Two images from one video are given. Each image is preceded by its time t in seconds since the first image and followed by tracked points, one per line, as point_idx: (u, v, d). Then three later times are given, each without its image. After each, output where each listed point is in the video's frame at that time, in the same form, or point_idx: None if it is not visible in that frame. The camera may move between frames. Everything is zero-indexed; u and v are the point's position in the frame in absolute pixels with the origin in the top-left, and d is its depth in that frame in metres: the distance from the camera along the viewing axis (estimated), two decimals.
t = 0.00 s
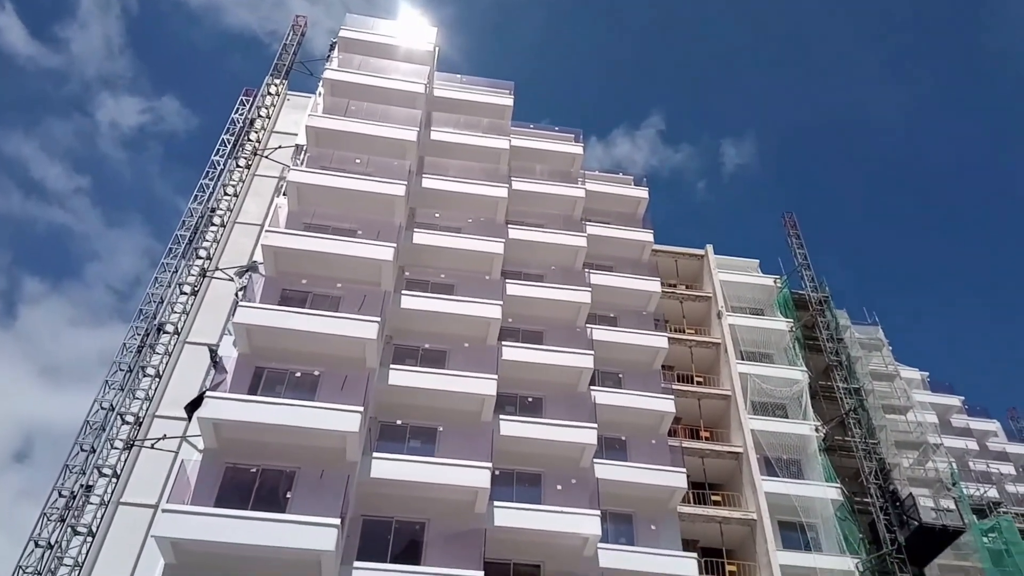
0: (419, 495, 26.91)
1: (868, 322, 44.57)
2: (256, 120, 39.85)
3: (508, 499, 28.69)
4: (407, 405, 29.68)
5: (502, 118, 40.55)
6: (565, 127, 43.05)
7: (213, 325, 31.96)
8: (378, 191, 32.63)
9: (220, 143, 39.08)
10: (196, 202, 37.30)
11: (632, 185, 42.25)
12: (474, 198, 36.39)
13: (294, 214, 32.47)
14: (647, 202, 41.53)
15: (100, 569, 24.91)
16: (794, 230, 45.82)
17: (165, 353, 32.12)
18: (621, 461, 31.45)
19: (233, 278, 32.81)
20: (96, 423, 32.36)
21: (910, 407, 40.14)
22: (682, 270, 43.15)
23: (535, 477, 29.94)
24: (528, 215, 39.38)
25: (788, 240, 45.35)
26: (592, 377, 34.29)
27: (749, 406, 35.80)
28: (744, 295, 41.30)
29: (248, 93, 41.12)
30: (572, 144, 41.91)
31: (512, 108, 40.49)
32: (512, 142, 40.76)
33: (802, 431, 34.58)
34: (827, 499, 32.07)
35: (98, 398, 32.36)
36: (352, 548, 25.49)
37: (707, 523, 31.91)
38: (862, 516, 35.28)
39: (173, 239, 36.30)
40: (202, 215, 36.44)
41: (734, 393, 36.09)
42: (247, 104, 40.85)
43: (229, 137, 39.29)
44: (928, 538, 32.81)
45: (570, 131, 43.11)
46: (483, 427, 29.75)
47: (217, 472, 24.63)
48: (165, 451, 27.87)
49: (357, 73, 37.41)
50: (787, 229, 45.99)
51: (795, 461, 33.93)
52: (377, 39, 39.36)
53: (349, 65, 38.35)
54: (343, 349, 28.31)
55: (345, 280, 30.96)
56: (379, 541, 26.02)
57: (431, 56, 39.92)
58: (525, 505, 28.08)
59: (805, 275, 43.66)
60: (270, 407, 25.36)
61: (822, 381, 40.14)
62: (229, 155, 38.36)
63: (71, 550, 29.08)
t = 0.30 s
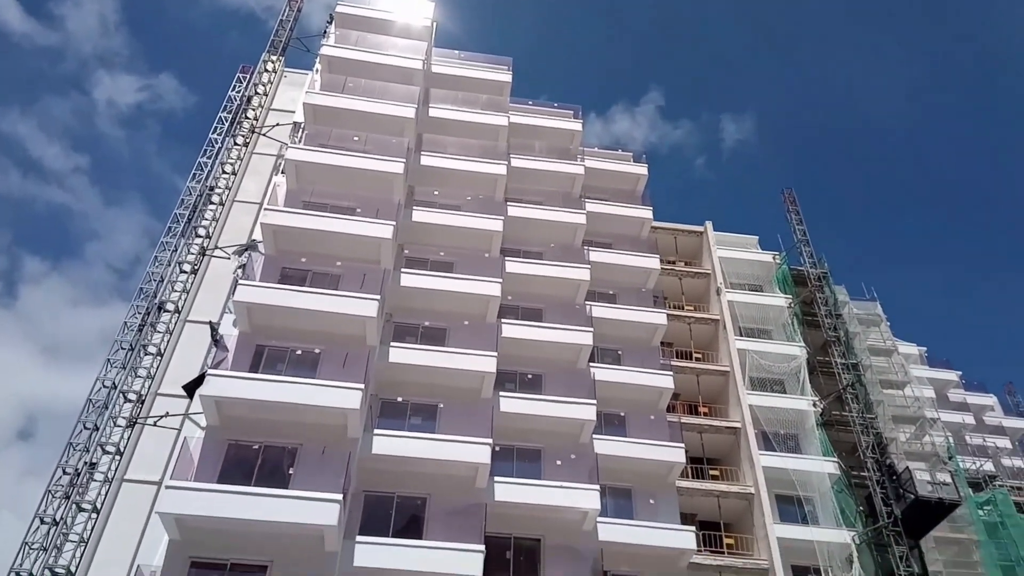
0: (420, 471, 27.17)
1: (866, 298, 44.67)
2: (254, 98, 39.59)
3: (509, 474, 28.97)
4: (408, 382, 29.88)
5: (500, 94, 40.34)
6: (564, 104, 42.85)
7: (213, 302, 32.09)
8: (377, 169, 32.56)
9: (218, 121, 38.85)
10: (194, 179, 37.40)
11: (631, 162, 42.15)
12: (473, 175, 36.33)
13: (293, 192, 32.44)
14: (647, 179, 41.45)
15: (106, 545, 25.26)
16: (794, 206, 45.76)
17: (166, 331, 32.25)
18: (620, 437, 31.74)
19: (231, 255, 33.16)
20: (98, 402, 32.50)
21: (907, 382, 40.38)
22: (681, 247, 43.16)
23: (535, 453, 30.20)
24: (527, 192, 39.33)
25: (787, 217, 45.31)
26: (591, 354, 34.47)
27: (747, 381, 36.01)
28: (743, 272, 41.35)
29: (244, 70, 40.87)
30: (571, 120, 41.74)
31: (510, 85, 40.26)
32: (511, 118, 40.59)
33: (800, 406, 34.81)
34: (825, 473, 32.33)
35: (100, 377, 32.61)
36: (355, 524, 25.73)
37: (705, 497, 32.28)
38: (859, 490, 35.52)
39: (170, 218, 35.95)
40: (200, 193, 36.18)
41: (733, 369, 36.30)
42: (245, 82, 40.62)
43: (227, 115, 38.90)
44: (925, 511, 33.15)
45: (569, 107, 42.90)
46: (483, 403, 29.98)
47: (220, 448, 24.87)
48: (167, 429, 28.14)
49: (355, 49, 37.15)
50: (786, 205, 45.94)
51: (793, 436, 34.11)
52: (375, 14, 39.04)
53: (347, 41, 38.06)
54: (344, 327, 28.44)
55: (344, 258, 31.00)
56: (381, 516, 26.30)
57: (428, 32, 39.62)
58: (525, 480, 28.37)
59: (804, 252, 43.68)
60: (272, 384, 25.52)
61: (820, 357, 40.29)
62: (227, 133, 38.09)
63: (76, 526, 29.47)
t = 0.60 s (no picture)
0: (421, 448, 27.38)
1: (867, 275, 44.63)
2: (251, 76, 39.44)
3: (509, 450, 29.17)
4: (408, 360, 30.02)
5: (499, 71, 40.08)
6: (564, 81, 42.59)
7: (213, 283, 31.83)
8: (376, 147, 32.47)
9: (217, 100, 38.97)
10: (193, 158, 37.52)
11: (631, 139, 41.95)
12: (472, 153, 36.20)
13: (292, 170, 32.37)
14: (647, 156, 41.28)
15: (112, 521, 25.54)
16: (795, 183, 45.60)
17: (169, 310, 32.95)
18: (620, 413, 31.92)
19: (232, 234, 33.06)
20: (102, 380, 32.88)
21: (907, 359, 40.41)
22: (682, 225, 43.10)
23: (536, 430, 30.37)
24: (527, 170, 39.20)
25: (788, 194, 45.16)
26: (591, 331, 34.55)
27: (747, 358, 36.10)
28: (743, 249, 41.30)
29: (242, 48, 40.64)
30: (571, 97, 41.50)
31: (510, 62, 39.98)
32: (511, 96, 40.37)
33: (800, 383, 34.94)
34: (824, 449, 32.57)
35: (104, 356, 33.47)
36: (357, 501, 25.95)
37: (704, 473, 32.54)
38: (858, 466, 35.78)
39: (170, 198, 36.39)
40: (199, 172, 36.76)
41: (733, 346, 36.38)
42: (242, 60, 40.43)
43: (225, 93, 39.29)
44: (924, 486, 33.28)
45: (569, 84, 42.64)
46: (484, 381, 30.10)
47: (222, 425, 25.07)
48: (170, 407, 28.37)
49: (353, 26, 36.87)
50: (788, 182, 45.77)
51: (793, 412, 34.29)
52: None
53: (344, 18, 37.77)
54: (345, 306, 28.51)
55: (344, 237, 30.99)
56: (382, 492, 26.54)
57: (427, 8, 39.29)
58: (526, 457, 28.57)
59: (805, 229, 43.57)
60: (273, 363, 25.64)
61: (820, 334, 40.28)
62: (224, 113, 38.24)
63: (81, 502, 30.03)
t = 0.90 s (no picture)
0: (422, 425, 27.55)
1: (867, 253, 44.62)
2: (249, 54, 39.41)
3: (510, 428, 29.34)
4: (409, 338, 30.11)
5: (499, 49, 39.78)
6: (564, 58, 42.29)
7: (212, 261, 31.97)
8: (376, 125, 32.34)
9: (214, 78, 39.13)
10: (192, 136, 37.69)
11: (632, 117, 41.76)
12: (472, 131, 36.03)
13: (291, 149, 32.23)
14: (648, 134, 41.11)
15: (116, 499, 25.78)
16: (796, 161, 45.43)
17: (170, 289, 33.18)
18: (619, 391, 32.10)
19: (231, 213, 32.95)
20: (103, 358, 33.60)
21: (906, 336, 40.55)
22: (682, 203, 42.99)
23: (536, 407, 30.53)
24: (527, 148, 39.03)
25: (788, 172, 45.02)
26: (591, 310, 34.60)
27: (745, 336, 36.23)
28: (743, 227, 41.27)
29: (239, 25, 40.32)
30: (571, 75, 41.23)
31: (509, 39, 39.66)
32: (510, 73, 40.11)
33: (799, 360, 35.06)
34: (822, 426, 32.77)
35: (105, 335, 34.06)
36: (358, 478, 26.14)
37: (703, 450, 32.81)
38: (855, 443, 36.00)
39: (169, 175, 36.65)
40: (198, 150, 36.98)
41: (732, 324, 36.49)
42: (240, 37, 40.24)
43: (224, 71, 39.51)
44: (921, 463, 33.63)
45: (569, 61, 42.35)
46: (484, 359, 30.20)
47: (225, 403, 25.21)
48: (171, 385, 28.48)
49: (351, 2, 36.52)
50: (788, 160, 45.61)
51: (791, 389, 34.48)
52: None
53: None
54: (345, 285, 28.54)
55: (344, 216, 30.93)
56: (383, 469, 26.72)
57: None
58: (526, 434, 28.76)
59: (805, 207, 43.49)
60: (274, 341, 25.73)
61: (819, 312, 40.34)
62: (223, 90, 38.43)
63: (84, 480, 30.35)
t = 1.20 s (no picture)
0: (423, 402, 27.67)
1: (868, 229, 44.49)
2: (246, 28, 39.22)
3: (511, 404, 29.45)
4: (409, 315, 30.14)
5: (499, 23, 39.36)
6: (565, 32, 41.88)
7: (212, 238, 31.86)
8: (376, 100, 32.14)
9: (212, 53, 39.01)
10: (190, 113, 37.73)
11: (633, 92, 41.45)
12: (472, 107, 35.79)
13: (289, 125, 32.03)
14: (649, 109, 40.83)
15: (120, 475, 25.99)
16: (798, 136, 45.16)
17: (171, 266, 33.41)
18: (620, 367, 32.21)
19: (231, 190, 32.78)
20: (105, 336, 34.14)
21: (906, 312, 40.56)
22: (683, 179, 42.80)
23: (537, 384, 30.62)
24: (527, 124, 38.77)
25: (791, 147, 44.76)
26: (592, 287, 34.59)
27: (746, 313, 36.29)
28: (744, 203, 41.14)
29: None
30: (572, 49, 40.81)
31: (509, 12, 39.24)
32: (510, 47, 39.74)
33: (799, 336, 35.15)
34: (821, 401, 32.96)
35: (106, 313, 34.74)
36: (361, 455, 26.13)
37: (703, 426, 33.00)
38: (855, 418, 36.01)
39: (168, 152, 36.70)
40: (197, 127, 36.97)
41: (733, 300, 36.53)
42: (237, 12, 40.13)
43: (221, 47, 39.23)
44: (920, 438, 33.88)
45: (570, 35, 41.94)
46: (485, 336, 30.23)
47: (227, 380, 25.31)
48: (174, 361, 28.54)
49: None
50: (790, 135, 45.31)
51: (791, 365, 34.63)
52: None
53: None
54: (345, 261, 28.51)
55: (344, 193, 30.79)
56: (385, 445, 26.86)
57: None
58: (527, 410, 28.89)
59: (807, 183, 43.31)
60: (275, 318, 25.77)
61: (820, 288, 40.31)
62: (220, 66, 38.38)
63: (89, 456, 30.59)
